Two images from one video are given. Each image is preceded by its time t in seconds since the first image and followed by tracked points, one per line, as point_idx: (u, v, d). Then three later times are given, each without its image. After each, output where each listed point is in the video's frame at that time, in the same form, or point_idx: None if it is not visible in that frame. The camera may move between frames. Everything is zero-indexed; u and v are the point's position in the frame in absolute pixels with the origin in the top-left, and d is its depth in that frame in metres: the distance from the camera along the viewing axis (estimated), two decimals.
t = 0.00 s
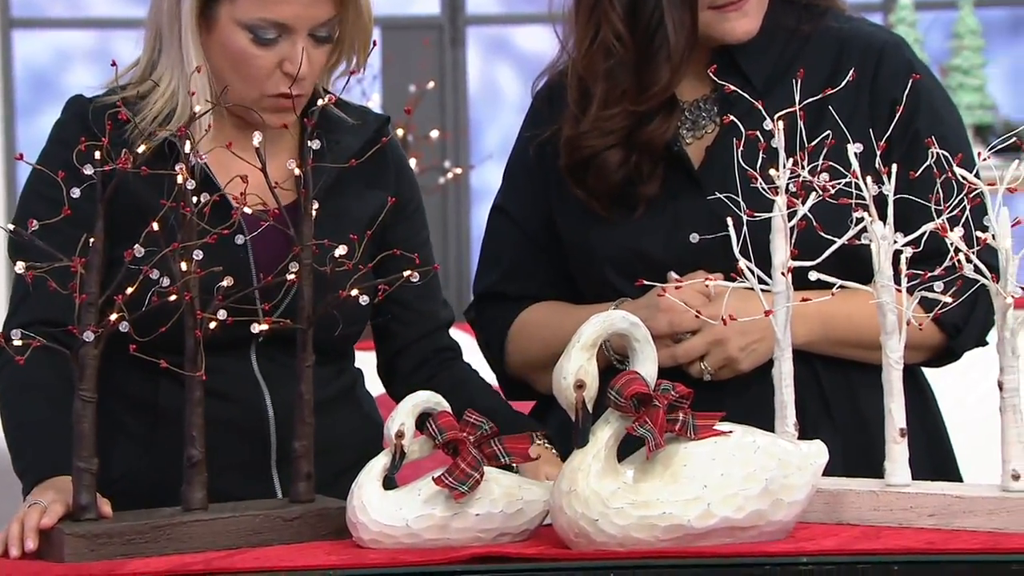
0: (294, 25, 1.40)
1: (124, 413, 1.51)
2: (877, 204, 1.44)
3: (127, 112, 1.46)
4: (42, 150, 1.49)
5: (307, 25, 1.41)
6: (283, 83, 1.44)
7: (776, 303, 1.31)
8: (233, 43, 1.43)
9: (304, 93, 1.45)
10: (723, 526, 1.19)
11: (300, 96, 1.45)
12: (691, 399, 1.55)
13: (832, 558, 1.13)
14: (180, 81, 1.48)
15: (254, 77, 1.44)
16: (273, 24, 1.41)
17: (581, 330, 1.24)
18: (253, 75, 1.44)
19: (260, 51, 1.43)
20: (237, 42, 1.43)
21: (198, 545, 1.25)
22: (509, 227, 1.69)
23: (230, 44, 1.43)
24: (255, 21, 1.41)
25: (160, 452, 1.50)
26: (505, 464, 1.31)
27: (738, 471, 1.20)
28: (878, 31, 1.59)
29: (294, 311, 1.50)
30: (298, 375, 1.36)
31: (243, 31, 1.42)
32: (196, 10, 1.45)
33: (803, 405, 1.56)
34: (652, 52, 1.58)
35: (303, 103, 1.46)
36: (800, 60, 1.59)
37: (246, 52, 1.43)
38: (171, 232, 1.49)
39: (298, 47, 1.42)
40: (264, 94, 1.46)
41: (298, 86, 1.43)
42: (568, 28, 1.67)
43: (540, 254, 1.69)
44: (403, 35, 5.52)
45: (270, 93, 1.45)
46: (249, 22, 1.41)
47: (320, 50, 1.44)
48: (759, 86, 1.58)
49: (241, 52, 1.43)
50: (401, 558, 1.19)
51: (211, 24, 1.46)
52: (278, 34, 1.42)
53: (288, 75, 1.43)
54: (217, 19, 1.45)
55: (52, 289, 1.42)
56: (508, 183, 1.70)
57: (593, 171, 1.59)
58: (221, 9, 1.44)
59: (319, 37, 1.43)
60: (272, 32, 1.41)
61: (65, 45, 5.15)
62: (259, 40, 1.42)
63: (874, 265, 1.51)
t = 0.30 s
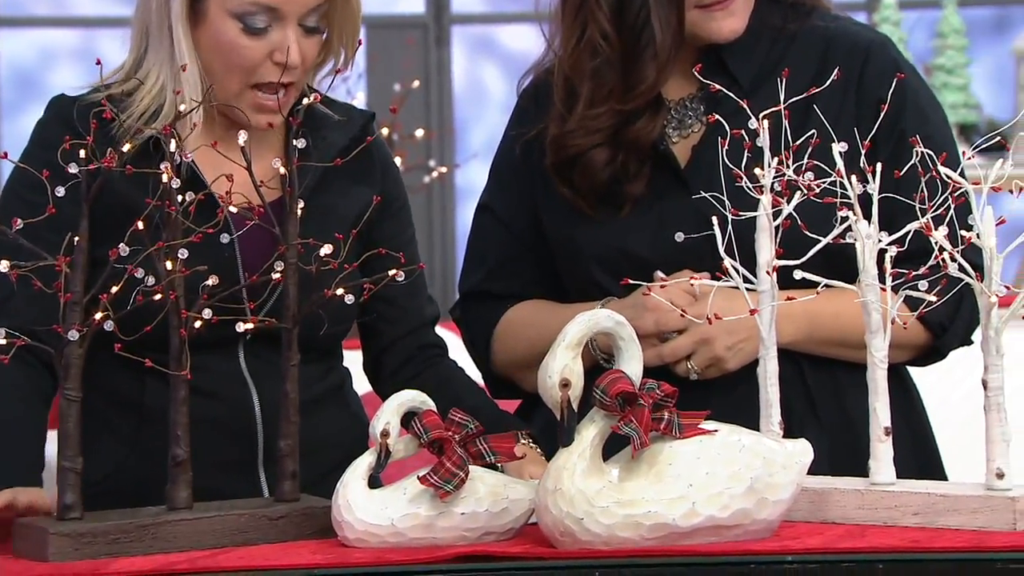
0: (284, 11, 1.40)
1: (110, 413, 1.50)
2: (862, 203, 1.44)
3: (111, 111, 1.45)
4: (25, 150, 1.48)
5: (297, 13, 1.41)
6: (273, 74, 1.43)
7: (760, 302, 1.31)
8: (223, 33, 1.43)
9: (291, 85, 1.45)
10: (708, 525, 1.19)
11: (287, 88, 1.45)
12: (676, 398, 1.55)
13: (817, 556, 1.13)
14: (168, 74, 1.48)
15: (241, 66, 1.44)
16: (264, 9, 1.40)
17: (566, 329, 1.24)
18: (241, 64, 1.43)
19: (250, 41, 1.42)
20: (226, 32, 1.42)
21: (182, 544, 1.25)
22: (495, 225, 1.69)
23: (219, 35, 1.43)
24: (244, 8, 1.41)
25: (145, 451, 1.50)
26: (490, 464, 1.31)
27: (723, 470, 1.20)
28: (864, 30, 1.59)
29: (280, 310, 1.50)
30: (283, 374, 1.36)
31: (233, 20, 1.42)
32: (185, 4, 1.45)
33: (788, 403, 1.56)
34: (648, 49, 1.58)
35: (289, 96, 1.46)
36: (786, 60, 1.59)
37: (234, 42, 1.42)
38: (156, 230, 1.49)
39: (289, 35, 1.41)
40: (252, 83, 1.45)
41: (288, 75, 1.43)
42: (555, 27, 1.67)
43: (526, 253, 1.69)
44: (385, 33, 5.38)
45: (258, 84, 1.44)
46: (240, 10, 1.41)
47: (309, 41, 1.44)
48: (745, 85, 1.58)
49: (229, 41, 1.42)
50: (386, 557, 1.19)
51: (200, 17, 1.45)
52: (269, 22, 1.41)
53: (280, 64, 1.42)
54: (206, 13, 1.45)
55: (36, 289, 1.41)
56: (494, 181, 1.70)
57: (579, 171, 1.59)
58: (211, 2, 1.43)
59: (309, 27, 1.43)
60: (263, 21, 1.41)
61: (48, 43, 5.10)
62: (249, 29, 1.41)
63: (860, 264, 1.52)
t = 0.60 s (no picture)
0: (263, 13, 1.39)
1: (94, 414, 1.50)
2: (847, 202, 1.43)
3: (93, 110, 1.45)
4: (6, 151, 1.47)
5: (276, 14, 1.40)
6: (252, 72, 1.42)
7: (746, 302, 1.31)
8: (202, 30, 1.42)
9: (273, 83, 1.44)
10: (694, 526, 1.19)
11: (270, 84, 1.44)
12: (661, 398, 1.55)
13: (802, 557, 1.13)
14: (145, 75, 1.47)
15: (221, 65, 1.43)
16: (243, 6, 1.39)
17: (552, 329, 1.23)
18: (220, 63, 1.43)
19: (228, 39, 1.41)
20: (205, 29, 1.42)
21: (167, 545, 1.24)
22: (479, 225, 1.69)
23: (198, 32, 1.42)
24: (223, 5, 1.40)
25: (130, 452, 1.49)
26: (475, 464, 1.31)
27: (708, 470, 1.20)
28: (849, 29, 1.59)
29: (264, 310, 1.49)
30: (267, 375, 1.36)
31: (212, 17, 1.41)
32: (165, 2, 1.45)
33: (773, 403, 1.56)
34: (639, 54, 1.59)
35: (271, 91, 1.45)
36: (771, 59, 1.59)
37: (214, 39, 1.42)
38: (140, 230, 1.48)
39: (268, 36, 1.40)
40: (231, 82, 1.44)
41: (269, 74, 1.42)
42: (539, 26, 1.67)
43: (510, 252, 1.68)
44: (370, 34, 5.49)
45: (238, 81, 1.43)
46: (218, 7, 1.40)
47: (290, 41, 1.42)
48: (731, 85, 1.58)
49: (208, 38, 1.42)
50: (371, 558, 1.19)
51: (180, 15, 1.45)
52: (247, 21, 1.40)
53: (259, 63, 1.41)
54: (185, 10, 1.44)
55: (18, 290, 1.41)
56: (478, 180, 1.70)
57: (564, 170, 1.58)
58: None
59: (288, 26, 1.41)
60: (242, 19, 1.40)
61: (31, 42, 5.18)
62: (228, 27, 1.41)
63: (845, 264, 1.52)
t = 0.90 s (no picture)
0: (244, 17, 1.38)
1: (74, 415, 1.48)
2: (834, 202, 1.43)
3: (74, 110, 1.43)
4: None
5: (258, 18, 1.38)
6: (232, 75, 1.41)
7: (731, 302, 1.30)
8: (183, 32, 1.40)
9: (253, 87, 1.43)
10: (678, 527, 1.18)
11: (251, 87, 1.43)
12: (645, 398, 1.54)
13: (788, 559, 1.12)
14: (125, 73, 1.46)
15: (200, 67, 1.41)
16: (224, 14, 1.38)
17: (536, 330, 1.23)
18: (200, 64, 1.41)
19: (209, 42, 1.40)
20: (187, 31, 1.40)
21: (147, 548, 1.23)
22: (462, 224, 1.68)
23: (179, 33, 1.41)
24: (205, 10, 1.38)
25: (110, 454, 1.48)
26: (458, 466, 1.30)
27: (693, 471, 1.19)
28: (832, 28, 1.59)
29: (245, 310, 1.48)
30: (249, 376, 1.35)
31: (193, 20, 1.39)
32: (145, 2, 1.43)
33: (756, 403, 1.55)
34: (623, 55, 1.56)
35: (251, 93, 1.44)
36: (755, 58, 1.58)
37: (195, 42, 1.40)
38: (120, 230, 1.47)
39: (250, 40, 1.39)
40: (208, 82, 1.43)
41: (249, 78, 1.41)
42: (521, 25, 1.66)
43: (493, 252, 1.67)
44: (351, 32, 5.46)
45: (218, 83, 1.42)
46: (200, 11, 1.38)
47: (270, 44, 1.41)
48: (713, 82, 1.57)
49: (189, 40, 1.40)
50: (354, 560, 1.18)
51: (161, 15, 1.43)
52: (228, 25, 1.39)
53: (240, 66, 1.40)
54: (167, 11, 1.42)
55: None
56: (460, 179, 1.69)
57: (544, 169, 1.57)
58: (171, 1, 1.41)
59: (269, 30, 1.40)
60: (223, 23, 1.38)
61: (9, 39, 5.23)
62: (209, 31, 1.39)
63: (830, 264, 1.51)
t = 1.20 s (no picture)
0: None
1: (50, 418, 1.46)
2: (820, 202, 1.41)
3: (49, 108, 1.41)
4: None
5: None
6: (207, 49, 1.39)
7: (716, 303, 1.28)
8: (154, 7, 1.39)
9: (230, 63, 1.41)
10: (663, 531, 1.16)
11: (226, 64, 1.41)
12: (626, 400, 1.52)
13: (774, 563, 1.10)
14: (97, 60, 1.44)
15: (174, 44, 1.39)
16: None
17: (518, 331, 1.21)
18: (173, 41, 1.39)
19: (182, 14, 1.38)
20: (158, 6, 1.39)
21: (124, 553, 1.21)
22: (441, 223, 1.66)
23: (151, 10, 1.39)
24: None
25: (87, 458, 1.45)
26: (440, 469, 1.27)
27: (678, 474, 1.17)
28: (815, 24, 1.57)
29: (223, 311, 1.46)
30: (227, 378, 1.33)
31: None
32: None
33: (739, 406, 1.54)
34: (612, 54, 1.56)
35: (227, 75, 1.42)
36: (736, 56, 1.56)
37: (167, 16, 1.38)
38: (97, 231, 1.45)
39: (222, 10, 1.38)
40: (183, 63, 1.40)
41: (224, 52, 1.40)
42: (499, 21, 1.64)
43: (473, 253, 1.65)
44: (331, 27, 5.58)
45: (194, 59, 1.40)
46: None
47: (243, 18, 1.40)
48: (695, 79, 1.55)
49: (160, 13, 1.39)
50: (334, 565, 1.16)
51: None
52: None
53: (215, 40, 1.39)
54: None
55: None
56: (440, 178, 1.67)
57: (525, 170, 1.55)
58: None
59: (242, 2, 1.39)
60: None
61: None
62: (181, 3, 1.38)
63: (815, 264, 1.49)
